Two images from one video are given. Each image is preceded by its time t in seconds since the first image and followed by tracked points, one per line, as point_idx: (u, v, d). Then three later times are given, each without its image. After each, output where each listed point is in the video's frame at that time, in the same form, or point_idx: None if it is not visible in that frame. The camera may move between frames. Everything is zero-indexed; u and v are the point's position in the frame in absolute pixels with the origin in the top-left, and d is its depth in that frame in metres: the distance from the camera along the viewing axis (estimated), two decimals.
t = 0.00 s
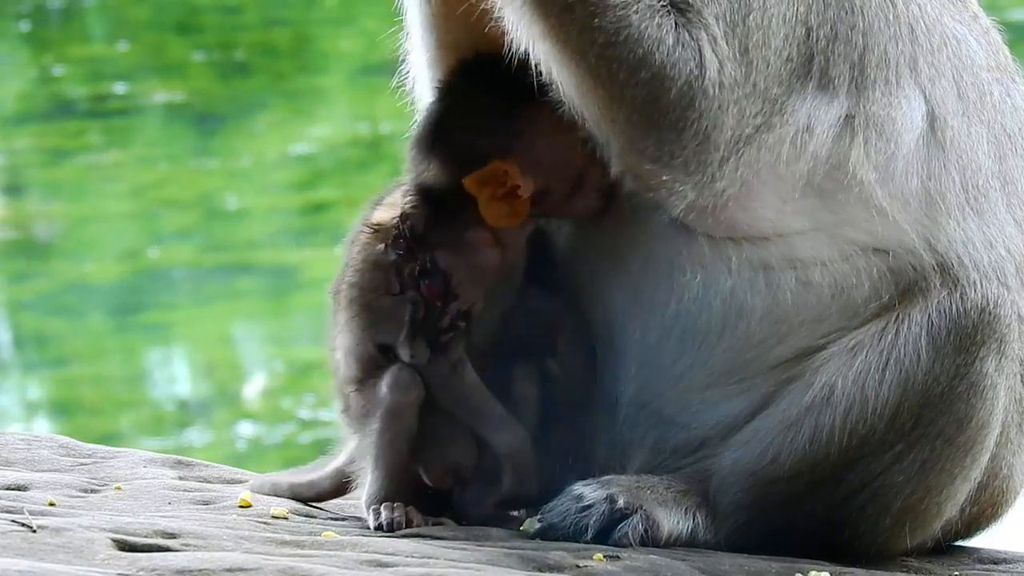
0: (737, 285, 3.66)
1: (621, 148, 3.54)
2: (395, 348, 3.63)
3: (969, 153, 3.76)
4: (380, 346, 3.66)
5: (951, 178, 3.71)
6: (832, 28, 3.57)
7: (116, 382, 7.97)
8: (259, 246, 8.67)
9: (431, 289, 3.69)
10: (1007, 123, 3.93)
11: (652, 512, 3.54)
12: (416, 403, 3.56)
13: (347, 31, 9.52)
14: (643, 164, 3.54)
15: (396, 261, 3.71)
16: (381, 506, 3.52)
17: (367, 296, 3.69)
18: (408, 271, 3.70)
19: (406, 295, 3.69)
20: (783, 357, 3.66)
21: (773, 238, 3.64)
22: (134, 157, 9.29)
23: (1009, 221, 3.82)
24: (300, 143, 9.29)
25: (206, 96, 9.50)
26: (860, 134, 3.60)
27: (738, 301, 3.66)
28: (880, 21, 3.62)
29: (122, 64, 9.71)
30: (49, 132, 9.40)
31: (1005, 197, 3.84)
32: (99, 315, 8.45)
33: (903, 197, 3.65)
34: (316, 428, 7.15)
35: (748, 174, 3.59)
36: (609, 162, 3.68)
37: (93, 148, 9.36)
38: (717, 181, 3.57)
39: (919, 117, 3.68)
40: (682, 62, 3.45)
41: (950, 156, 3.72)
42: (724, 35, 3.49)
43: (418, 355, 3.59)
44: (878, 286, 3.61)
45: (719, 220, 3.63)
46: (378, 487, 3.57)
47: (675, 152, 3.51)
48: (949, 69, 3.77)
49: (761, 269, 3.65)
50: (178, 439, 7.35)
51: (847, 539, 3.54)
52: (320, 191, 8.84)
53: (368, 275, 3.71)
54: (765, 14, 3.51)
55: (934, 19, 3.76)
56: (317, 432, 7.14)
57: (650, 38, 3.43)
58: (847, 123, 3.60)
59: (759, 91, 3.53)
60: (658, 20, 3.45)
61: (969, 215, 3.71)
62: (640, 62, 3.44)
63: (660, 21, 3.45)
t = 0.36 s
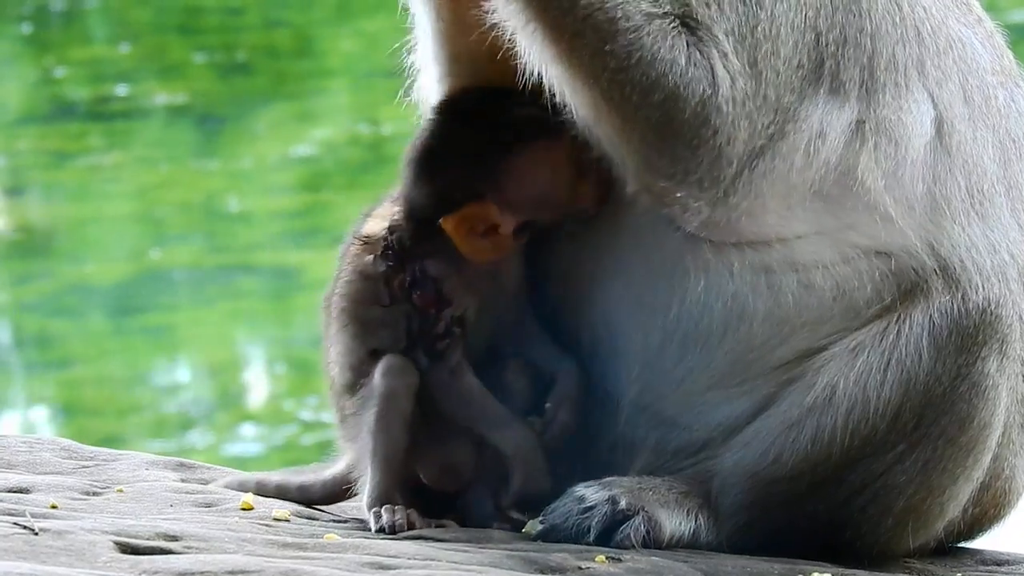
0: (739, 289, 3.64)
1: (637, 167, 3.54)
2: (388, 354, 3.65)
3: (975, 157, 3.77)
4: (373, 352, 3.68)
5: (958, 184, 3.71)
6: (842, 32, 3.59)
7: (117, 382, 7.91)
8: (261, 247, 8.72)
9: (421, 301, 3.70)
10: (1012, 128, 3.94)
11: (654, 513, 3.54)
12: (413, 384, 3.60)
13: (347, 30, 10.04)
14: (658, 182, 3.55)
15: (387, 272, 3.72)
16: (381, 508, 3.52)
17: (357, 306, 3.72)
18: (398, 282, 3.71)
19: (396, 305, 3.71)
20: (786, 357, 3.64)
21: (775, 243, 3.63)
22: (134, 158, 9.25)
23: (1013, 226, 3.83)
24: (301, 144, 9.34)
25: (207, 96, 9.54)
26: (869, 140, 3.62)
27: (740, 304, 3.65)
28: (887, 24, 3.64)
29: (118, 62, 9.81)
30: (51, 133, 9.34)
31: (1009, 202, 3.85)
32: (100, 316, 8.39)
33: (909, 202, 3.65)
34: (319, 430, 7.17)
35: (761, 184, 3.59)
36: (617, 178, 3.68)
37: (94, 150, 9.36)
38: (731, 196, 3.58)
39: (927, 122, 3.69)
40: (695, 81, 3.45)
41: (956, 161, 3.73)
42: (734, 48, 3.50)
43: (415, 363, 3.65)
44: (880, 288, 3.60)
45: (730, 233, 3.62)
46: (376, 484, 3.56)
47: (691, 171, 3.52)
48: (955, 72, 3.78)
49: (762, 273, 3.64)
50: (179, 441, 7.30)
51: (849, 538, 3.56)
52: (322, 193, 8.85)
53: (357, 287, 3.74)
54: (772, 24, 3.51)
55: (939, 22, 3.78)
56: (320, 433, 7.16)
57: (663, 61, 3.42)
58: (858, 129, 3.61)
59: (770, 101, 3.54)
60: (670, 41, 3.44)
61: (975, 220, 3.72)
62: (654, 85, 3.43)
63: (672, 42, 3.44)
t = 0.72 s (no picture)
0: (736, 295, 3.65)
1: (630, 165, 3.55)
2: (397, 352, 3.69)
3: (971, 161, 3.77)
4: (382, 350, 3.71)
5: (954, 187, 3.71)
6: (834, 41, 3.59)
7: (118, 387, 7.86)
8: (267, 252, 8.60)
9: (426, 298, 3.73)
10: (1010, 131, 3.95)
11: (653, 519, 3.54)
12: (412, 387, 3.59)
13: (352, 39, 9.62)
14: (647, 180, 3.56)
15: (397, 271, 3.76)
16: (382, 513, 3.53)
17: (369, 302, 3.75)
18: (407, 279, 3.75)
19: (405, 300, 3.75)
20: (783, 365, 3.64)
21: (773, 247, 3.64)
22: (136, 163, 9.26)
23: (1012, 230, 3.83)
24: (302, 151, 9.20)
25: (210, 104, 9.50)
26: (863, 145, 3.62)
27: (737, 310, 3.66)
28: (880, 34, 3.64)
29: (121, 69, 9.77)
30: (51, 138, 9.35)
31: (1007, 206, 3.85)
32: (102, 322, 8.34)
33: (905, 205, 3.65)
34: (321, 435, 7.09)
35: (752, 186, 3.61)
36: (613, 181, 3.69)
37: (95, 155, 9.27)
38: (719, 198, 3.59)
39: (922, 126, 3.70)
40: (685, 76, 3.47)
41: (953, 165, 3.73)
42: (727, 49, 3.51)
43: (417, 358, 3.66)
44: (878, 294, 3.60)
45: (722, 233, 3.64)
46: (380, 486, 3.57)
47: (681, 170, 3.54)
48: (951, 78, 3.79)
49: (760, 279, 3.64)
50: (181, 447, 7.30)
51: (848, 544, 3.57)
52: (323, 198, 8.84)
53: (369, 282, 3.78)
54: (766, 29, 3.52)
55: (934, 28, 3.78)
56: (322, 439, 7.09)
57: (660, 54, 3.45)
58: (851, 135, 3.61)
59: (763, 106, 3.54)
60: (666, 35, 3.47)
61: (971, 223, 3.72)
62: (649, 79, 3.46)
63: (669, 36, 3.47)
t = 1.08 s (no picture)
0: (743, 308, 3.64)
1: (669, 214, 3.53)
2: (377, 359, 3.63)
3: (986, 176, 3.79)
4: (364, 357, 3.66)
5: (970, 202, 3.72)
6: (858, 50, 3.58)
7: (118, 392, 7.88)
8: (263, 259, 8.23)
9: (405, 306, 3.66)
10: (1020, 144, 3.99)
11: (654, 525, 3.53)
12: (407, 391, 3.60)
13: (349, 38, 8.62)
14: (688, 224, 3.56)
15: (380, 277, 3.68)
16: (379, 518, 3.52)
17: (354, 310, 3.69)
18: (389, 286, 3.67)
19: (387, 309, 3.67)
20: (789, 373, 3.65)
21: (780, 263, 3.61)
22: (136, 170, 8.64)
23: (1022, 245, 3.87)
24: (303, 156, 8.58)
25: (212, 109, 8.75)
26: (890, 158, 3.62)
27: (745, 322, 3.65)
28: (899, 40, 3.65)
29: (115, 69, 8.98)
30: (52, 146, 8.68)
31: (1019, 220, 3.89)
32: (102, 326, 8.13)
33: (921, 221, 3.64)
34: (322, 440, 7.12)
35: (784, 208, 3.58)
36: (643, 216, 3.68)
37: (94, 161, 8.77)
38: (756, 230, 3.57)
39: (944, 141, 3.70)
40: (711, 128, 3.42)
41: (970, 180, 3.74)
42: (749, 86, 3.46)
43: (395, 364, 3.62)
44: (886, 304, 3.57)
45: (761, 259, 3.60)
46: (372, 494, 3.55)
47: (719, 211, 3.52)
48: (966, 89, 3.81)
49: (767, 292, 3.62)
50: (182, 452, 7.30)
51: (850, 551, 3.56)
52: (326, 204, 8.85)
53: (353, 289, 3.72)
54: (789, 49, 3.48)
55: (948, 38, 3.80)
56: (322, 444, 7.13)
57: (677, 116, 3.40)
58: (879, 148, 3.61)
59: (791, 128, 3.50)
60: (680, 94, 3.40)
61: (987, 238, 3.73)
62: (672, 139, 3.41)
63: (683, 94, 3.40)
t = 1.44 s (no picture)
0: (736, 316, 3.65)
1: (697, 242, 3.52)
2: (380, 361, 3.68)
3: (985, 181, 3.80)
4: (365, 355, 3.71)
5: (970, 207, 3.74)
6: (863, 51, 3.58)
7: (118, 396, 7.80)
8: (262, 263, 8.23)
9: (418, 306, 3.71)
10: (1018, 148, 3.99)
11: (652, 526, 3.54)
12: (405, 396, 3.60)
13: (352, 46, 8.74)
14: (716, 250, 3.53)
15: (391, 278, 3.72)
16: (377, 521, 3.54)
17: (359, 310, 3.74)
18: (400, 288, 3.72)
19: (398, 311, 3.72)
20: (785, 377, 3.66)
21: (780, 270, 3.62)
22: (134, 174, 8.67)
23: (1020, 249, 3.88)
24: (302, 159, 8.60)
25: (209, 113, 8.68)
26: (895, 164, 3.63)
27: (740, 331, 3.66)
28: (901, 42, 3.65)
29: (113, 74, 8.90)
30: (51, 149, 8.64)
31: (1017, 225, 3.90)
32: (102, 330, 8.17)
33: (920, 226, 3.65)
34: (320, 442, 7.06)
35: (800, 220, 3.57)
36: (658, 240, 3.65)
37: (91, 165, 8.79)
38: (779, 242, 3.56)
39: (946, 146, 3.72)
40: (731, 150, 3.40)
41: (970, 185, 3.76)
42: (761, 101, 3.45)
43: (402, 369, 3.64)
44: (883, 308, 3.59)
45: (775, 274, 3.62)
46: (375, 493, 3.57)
47: (743, 229, 3.49)
48: (965, 92, 3.81)
49: (761, 301, 3.63)
50: (179, 454, 7.24)
51: (849, 553, 3.56)
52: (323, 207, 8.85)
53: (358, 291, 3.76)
54: (798, 56, 3.47)
55: (947, 41, 3.80)
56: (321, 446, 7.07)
57: (694, 144, 3.37)
58: (884, 153, 3.62)
59: (806, 136, 3.49)
60: (695, 122, 3.38)
61: (985, 242, 3.74)
62: (691, 167, 3.39)
63: (696, 121, 3.38)
